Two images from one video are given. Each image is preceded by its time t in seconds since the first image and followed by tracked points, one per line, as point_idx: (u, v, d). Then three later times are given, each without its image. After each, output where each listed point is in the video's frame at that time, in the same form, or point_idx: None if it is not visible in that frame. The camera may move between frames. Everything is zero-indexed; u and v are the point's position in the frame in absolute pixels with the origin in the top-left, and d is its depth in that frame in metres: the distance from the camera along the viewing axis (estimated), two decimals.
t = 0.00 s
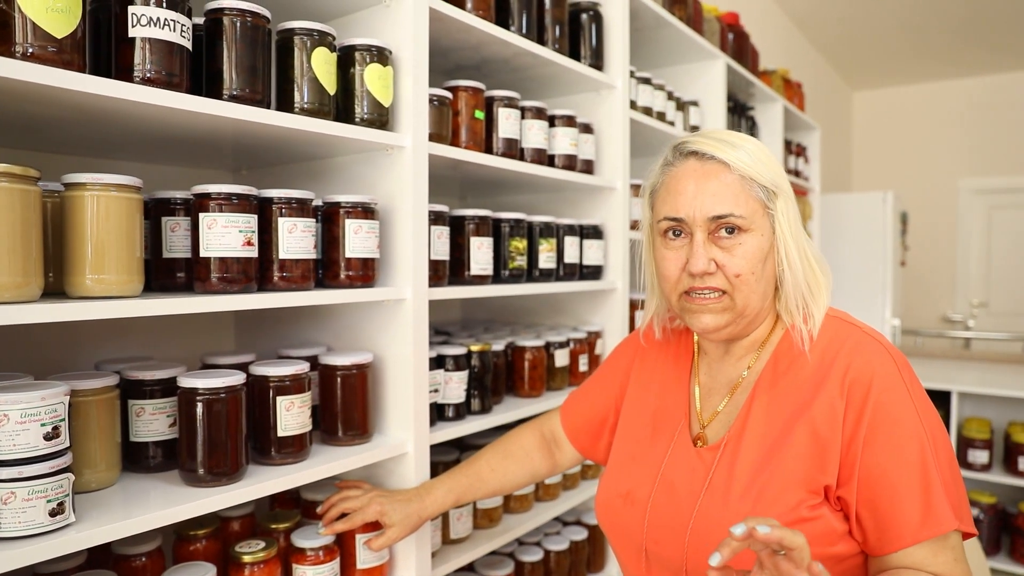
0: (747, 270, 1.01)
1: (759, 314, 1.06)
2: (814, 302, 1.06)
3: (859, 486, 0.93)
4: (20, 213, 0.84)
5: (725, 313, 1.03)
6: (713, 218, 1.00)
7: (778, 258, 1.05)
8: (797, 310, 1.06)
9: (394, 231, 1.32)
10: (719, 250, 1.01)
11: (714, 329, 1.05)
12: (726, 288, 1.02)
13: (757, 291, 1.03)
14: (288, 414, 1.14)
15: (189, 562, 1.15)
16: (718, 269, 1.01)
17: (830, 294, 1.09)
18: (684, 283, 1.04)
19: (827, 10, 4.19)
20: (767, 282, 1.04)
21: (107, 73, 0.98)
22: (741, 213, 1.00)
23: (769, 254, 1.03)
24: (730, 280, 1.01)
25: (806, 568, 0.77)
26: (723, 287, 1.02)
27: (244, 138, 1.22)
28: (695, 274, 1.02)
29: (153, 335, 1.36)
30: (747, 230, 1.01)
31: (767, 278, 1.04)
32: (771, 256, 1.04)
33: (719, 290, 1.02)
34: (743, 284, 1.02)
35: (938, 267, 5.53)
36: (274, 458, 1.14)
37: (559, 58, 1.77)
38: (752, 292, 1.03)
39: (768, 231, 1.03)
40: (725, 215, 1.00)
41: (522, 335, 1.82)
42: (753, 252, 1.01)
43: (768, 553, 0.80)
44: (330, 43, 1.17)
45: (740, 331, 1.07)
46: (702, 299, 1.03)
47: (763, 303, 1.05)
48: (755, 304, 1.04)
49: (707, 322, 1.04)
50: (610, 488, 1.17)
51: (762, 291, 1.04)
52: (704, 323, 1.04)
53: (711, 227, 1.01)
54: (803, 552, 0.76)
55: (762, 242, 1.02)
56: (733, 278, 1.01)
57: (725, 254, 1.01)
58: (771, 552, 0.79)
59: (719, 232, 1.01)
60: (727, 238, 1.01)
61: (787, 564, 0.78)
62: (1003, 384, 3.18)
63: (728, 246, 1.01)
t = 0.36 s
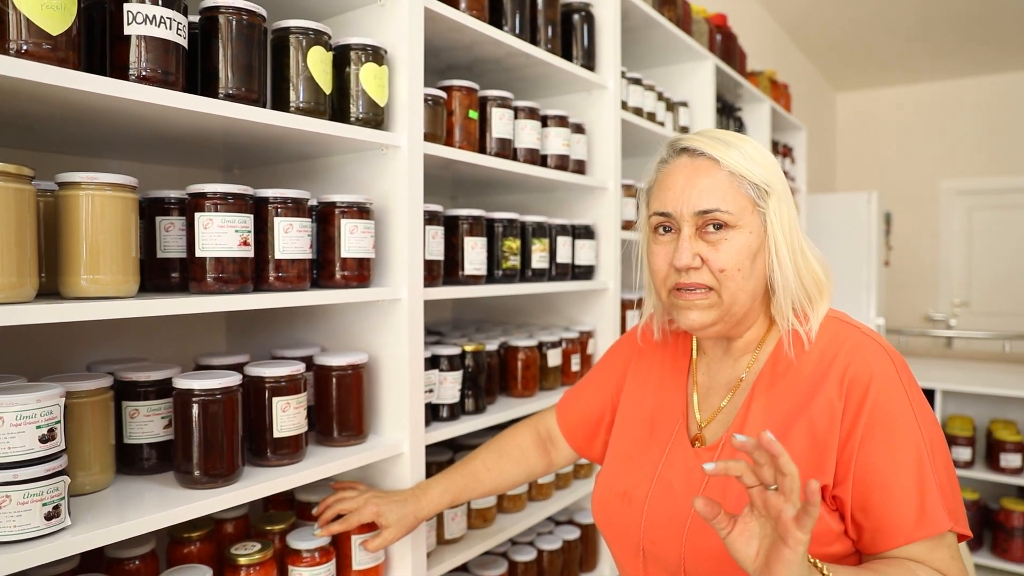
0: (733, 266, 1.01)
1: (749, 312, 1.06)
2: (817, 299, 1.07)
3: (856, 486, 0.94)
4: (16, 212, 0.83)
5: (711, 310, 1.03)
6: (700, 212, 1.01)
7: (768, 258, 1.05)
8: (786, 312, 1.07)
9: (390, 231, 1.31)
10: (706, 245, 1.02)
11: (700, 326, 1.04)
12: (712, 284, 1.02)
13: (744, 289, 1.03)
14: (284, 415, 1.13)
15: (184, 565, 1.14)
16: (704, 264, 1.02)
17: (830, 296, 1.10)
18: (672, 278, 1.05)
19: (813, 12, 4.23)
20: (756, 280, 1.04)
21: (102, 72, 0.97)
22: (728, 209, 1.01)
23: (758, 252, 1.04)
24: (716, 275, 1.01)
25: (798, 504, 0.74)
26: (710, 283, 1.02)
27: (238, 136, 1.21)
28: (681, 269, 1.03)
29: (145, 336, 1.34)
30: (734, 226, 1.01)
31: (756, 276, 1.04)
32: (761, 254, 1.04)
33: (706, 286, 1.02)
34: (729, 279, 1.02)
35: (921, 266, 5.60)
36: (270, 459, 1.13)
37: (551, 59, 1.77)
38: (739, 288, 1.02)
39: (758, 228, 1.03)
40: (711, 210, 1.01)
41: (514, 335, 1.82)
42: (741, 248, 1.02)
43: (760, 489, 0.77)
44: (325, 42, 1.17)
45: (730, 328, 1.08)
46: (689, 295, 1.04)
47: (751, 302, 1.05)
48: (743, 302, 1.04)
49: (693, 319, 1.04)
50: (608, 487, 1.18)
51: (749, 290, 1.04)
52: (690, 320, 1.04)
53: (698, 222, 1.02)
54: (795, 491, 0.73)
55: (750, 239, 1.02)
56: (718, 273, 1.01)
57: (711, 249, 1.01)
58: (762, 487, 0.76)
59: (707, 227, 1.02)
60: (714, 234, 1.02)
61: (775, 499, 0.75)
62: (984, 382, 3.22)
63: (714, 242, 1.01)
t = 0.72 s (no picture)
0: (719, 262, 1.02)
1: (737, 308, 1.07)
2: (812, 298, 1.09)
3: (852, 482, 0.95)
4: (13, 209, 0.82)
5: (698, 305, 1.05)
6: (686, 209, 1.02)
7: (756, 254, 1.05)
8: (779, 309, 1.08)
9: (386, 229, 1.31)
10: (692, 241, 1.03)
11: (688, 321, 1.06)
12: (698, 279, 1.03)
13: (731, 285, 1.04)
14: (281, 413, 1.13)
15: (180, 565, 1.13)
16: (690, 260, 1.03)
17: (827, 292, 1.11)
18: (660, 274, 1.07)
19: (798, 14, 4.27)
20: (746, 276, 1.05)
21: (98, 68, 0.96)
22: (713, 205, 1.01)
23: (746, 248, 1.04)
24: (702, 271, 1.03)
25: (780, 543, 0.77)
26: (696, 279, 1.03)
27: (233, 134, 1.20)
28: (668, 264, 1.04)
29: (137, 335, 1.33)
30: (719, 222, 1.02)
31: (745, 273, 1.05)
32: (748, 250, 1.05)
33: (692, 281, 1.04)
34: (714, 275, 1.02)
35: (903, 266, 5.67)
36: (267, 458, 1.13)
37: (544, 58, 1.78)
38: (726, 283, 1.03)
39: (746, 224, 1.04)
40: (697, 207, 1.01)
41: (507, 334, 1.82)
42: (728, 244, 1.02)
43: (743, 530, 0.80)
44: (322, 39, 1.17)
45: (720, 323, 1.09)
46: (677, 290, 1.05)
47: (739, 298, 1.06)
48: (730, 298, 1.04)
49: (681, 314, 1.06)
50: (607, 485, 1.19)
51: (737, 286, 1.04)
52: (679, 315, 1.06)
53: (685, 219, 1.03)
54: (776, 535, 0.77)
55: (738, 236, 1.03)
56: (703, 268, 1.02)
57: (697, 246, 1.02)
58: (745, 527, 0.80)
59: (693, 223, 1.02)
60: (700, 230, 1.02)
61: (758, 539, 0.79)
62: (967, 379, 3.26)
63: (700, 238, 1.02)
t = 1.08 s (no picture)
0: (725, 250, 1.05)
1: (738, 299, 1.10)
2: (808, 293, 1.11)
3: (847, 474, 0.98)
4: (13, 205, 0.82)
5: (701, 291, 1.07)
6: (698, 196, 1.05)
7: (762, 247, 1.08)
8: (778, 303, 1.10)
9: (381, 226, 1.32)
10: (701, 228, 1.05)
11: (691, 306, 1.08)
12: (702, 266, 1.05)
13: (733, 273, 1.06)
14: (279, 410, 1.13)
15: (176, 563, 1.13)
16: (698, 246, 1.05)
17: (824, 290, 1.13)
18: (667, 259, 1.09)
19: (781, 17, 4.32)
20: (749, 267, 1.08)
21: (96, 64, 0.96)
22: (725, 194, 1.04)
23: (752, 239, 1.07)
24: (708, 259, 1.05)
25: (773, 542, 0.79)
26: (701, 266, 1.05)
27: (228, 131, 1.20)
28: (676, 249, 1.06)
29: (129, 333, 1.33)
30: (729, 212, 1.05)
31: (746, 264, 1.07)
32: (754, 241, 1.08)
33: (697, 268, 1.06)
34: (720, 263, 1.05)
35: (883, 265, 5.75)
36: (264, 455, 1.13)
37: (535, 58, 1.79)
38: (728, 273, 1.06)
39: (753, 216, 1.06)
40: (709, 195, 1.04)
41: (499, 331, 1.84)
42: (736, 234, 1.05)
43: (738, 531, 0.83)
44: (319, 37, 1.17)
45: (720, 314, 1.11)
46: (682, 275, 1.07)
47: (739, 288, 1.08)
48: (732, 287, 1.07)
49: (685, 299, 1.07)
50: (603, 479, 1.20)
51: (738, 276, 1.07)
52: (683, 300, 1.08)
53: (696, 206, 1.05)
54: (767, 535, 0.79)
55: (745, 226, 1.06)
56: (710, 256, 1.04)
57: (706, 233, 1.05)
58: (740, 528, 0.82)
59: (705, 211, 1.05)
60: (710, 218, 1.05)
61: (752, 539, 0.80)
62: (946, 376, 3.33)
63: (710, 225, 1.05)
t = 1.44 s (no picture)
0: (726, 247, 1.07)
1: (732, 296, 1.12)
2: (801, 292, 1.13)
3: (837, 465, 1.00)
4: (11, 202, 0.81)
5: (699, 285, 1.09)
6: (701, 192, 1.07)
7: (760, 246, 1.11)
8: (771, 300, 1.12)
9: (374, 224, 1.32)
10: (703, 224, 1.07)
11: (686, 299, 1.10)
12: (702, 261, 1.07)
13: (732, 269, 1.08)
14: (274, 407, 1.14)
15: (171, 560, 1.13)
16: (699, 241, 1.07)
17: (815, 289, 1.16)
18: (666, 253, 1.10)
19: (762, 18, 4.38)
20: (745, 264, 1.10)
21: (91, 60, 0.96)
22: (728, 192, 1.07)
23: (751, 238, 1.09)
24: (708, 254, 1.07)
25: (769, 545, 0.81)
26: (701, 261, 1.07)
27: (220, 129, 1.20)
28: (677, 243, 1.08)
29: (119, 331, 1.32)
30: (732, 210, 1.07)
31: (744, 262, 1.10)
32: (752, 240, 1.10)
33: (696, 263, 1.07)
34: (720, 259, 1.07)
35: (861, 264, 5.84)
36: (259, 452, 1.14)
37: (524, 58, 1.80)
38: (726, 269, 1.08)
39: (753, 215, 1.09)
40: (712, 192, 1.06)
41: (488, 329, 1.85)
42: (736, 232, 1.07)
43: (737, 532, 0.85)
44: (313, 36, 1.18)
45: (714, 309, 1.13)
46: (681, 269, 1.09)
47: (736, 284, 1.10)
48: (729, 283, 1.09)
49: (682, 292, 1.09)
50: (598, 474, 1.22)
51: (736, 272, 1.09)
52: (681, 293, 1.09)
53: (699, 202, 1.07)
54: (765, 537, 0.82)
55: (744, 224, 1.08)
56: (711, 251, 1.07)
57: (708, 229, 1.07)
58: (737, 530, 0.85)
59: (708, 208, 1.07)
60: (712, 215, 1.07)
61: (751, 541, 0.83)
62: (923, 372, 3.39)
63: (712, 222, 1.07)
